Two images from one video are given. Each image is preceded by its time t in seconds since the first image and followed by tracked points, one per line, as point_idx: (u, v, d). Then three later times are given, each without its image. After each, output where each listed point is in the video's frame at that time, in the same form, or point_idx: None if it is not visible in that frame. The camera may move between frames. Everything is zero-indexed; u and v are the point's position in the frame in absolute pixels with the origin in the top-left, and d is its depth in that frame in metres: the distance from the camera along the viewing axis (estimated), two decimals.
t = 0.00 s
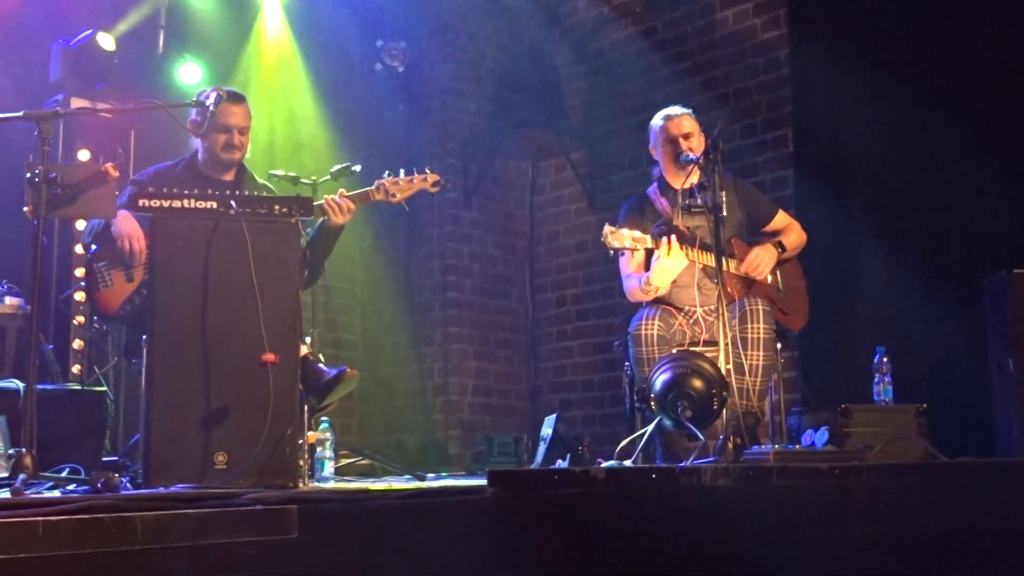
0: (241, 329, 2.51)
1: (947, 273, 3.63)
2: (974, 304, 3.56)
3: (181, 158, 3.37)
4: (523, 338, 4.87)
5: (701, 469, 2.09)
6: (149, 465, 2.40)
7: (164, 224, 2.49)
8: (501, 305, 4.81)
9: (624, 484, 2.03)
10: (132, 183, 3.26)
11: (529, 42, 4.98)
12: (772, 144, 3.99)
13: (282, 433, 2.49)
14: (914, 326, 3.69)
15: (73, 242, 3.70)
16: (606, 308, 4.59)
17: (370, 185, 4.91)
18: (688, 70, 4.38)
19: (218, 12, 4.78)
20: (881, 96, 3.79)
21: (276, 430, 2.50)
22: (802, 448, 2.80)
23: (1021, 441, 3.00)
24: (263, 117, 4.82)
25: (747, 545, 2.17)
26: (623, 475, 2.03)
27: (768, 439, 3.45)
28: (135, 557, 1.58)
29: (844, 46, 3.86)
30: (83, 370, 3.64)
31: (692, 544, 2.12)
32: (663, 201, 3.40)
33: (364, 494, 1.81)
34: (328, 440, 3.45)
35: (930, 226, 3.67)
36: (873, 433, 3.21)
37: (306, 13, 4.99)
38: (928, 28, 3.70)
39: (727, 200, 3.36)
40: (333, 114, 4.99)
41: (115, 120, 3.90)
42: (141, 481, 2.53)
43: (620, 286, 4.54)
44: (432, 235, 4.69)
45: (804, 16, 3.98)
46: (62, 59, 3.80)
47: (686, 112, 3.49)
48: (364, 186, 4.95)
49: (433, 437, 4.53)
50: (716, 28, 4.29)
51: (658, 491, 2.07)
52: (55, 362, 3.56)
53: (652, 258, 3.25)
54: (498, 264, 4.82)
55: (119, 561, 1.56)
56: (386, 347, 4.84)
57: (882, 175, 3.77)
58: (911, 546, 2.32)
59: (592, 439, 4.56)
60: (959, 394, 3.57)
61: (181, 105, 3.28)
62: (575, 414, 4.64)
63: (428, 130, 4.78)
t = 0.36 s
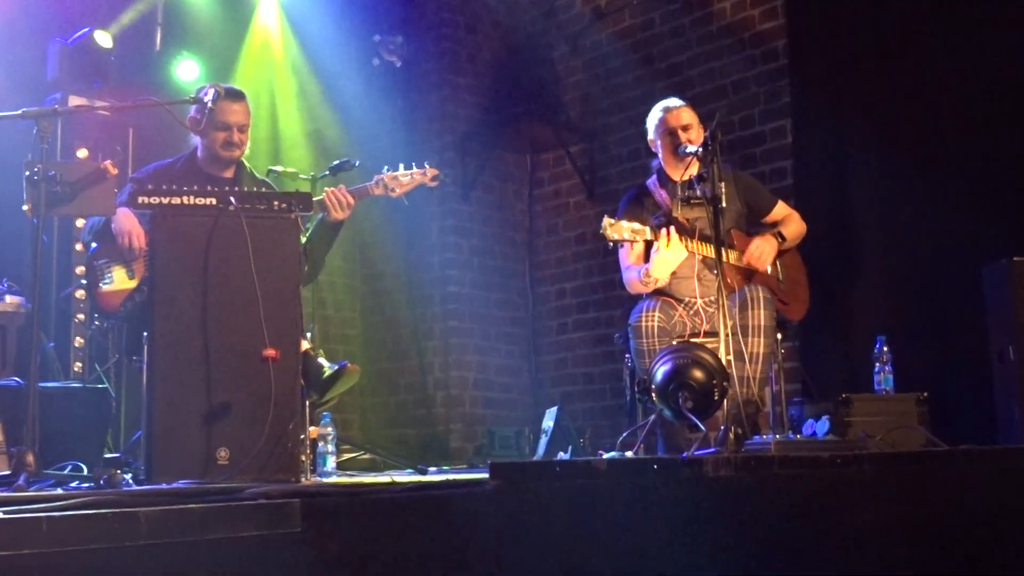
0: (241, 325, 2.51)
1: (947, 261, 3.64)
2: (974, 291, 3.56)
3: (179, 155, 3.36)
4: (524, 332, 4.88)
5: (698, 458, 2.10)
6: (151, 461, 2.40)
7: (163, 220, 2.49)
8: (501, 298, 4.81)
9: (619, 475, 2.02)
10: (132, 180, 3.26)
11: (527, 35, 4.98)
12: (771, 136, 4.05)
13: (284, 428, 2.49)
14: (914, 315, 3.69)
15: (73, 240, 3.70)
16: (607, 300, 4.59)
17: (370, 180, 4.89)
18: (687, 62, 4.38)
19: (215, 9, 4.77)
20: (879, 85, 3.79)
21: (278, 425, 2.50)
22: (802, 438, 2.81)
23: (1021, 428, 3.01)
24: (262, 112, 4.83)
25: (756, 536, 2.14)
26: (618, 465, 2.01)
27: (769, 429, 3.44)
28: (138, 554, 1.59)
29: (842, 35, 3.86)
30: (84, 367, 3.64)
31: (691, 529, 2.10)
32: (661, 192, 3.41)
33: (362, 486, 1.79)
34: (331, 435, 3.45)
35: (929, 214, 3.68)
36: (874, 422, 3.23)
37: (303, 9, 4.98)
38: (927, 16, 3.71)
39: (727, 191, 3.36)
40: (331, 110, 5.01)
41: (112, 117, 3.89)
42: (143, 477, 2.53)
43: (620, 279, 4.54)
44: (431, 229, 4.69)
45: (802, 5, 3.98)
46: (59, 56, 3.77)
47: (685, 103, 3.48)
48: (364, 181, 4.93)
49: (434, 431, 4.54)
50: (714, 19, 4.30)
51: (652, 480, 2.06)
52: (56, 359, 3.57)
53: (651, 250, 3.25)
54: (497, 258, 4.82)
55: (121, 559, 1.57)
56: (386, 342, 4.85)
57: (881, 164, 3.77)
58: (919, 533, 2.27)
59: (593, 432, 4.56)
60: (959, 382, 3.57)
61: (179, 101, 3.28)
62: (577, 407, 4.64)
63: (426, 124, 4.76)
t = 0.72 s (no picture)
0: (235, 319, 2.51)
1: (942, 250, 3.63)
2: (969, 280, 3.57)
3: (172, 149, 3.35)
4: (520, 324, 4.87)
5: (696, 448, 1.92)
6: (147, 455, 2.39)
7: (156, 214, 2.49)
8: (496, 291, 4.80)
9: (623, 466, 1.83)
10: (125, 173, 3.25)
11: (520, 28, 4.98)
12: (766, 126, 4.01)
13: (280, 420, 2.51)
14: (909, 305, 3.69)
15: (67, 234, 3.70)
16: (602, 292, 4.59)
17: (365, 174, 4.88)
18: (680, 53, 4.38)
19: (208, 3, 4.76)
20: (873, 74, 3.78)
21: (274, 417, 2.51)
22: (798, 429, 2.83)
23: (1017, 417, 3.01)
24: (255, 108, 4.82)
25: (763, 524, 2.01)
26: (619, 457, 1.82)
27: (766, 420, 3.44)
28: (130, 548, 1.48)
29: (835, 25, 3.86)
30: (80, 362, 3.64)
31: (699, 517, 1.93)
32: (656, 183, 3.41)
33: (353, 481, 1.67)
34: (327, 428, 3.45)
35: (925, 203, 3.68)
36: (871, 412, 3.24)
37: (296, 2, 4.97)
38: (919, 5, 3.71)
39: (721, 183, 3.37)
40: (325, 104, 4.99)
41: (105, 112, 3.87)
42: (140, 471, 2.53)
43: (615, 271, 4.54)
44: (426, 222, 4.69)
45: None
46: (52, 52, 3.78)
47: (680, 94, 3.49)
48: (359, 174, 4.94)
49: (431, 424, 4.54)
50: (707, 10, 4.30)
51: (656, 474, 1.88)
52: (51, 354, 3.56)
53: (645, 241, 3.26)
54: (493, 251, 4.82)
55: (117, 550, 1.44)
56: (382, 335, 4.84)
57: (876, 152, 3.77)
58: (925, 524, 2.18)
59: (589, 424, 4.57)
60: (955, 370, 3.57)
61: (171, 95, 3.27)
62: (573, 399, 4.65)
63: (420, 118, 4.77)
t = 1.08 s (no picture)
0: (229, 309, 2.50)
1: (936, 240, 3.64)
2: (963, 271, 3.58)
3: (166, 139, 3.34)
4: (514, 314, 4.87)
5: (691, 438, 1.94)
6: (142, 445, 2.41)
7: (150, 203, 2.48)
8: (491, 281, 4.80)
9: (618, 457, 1.85)
10: (119, 163, 3.24)
11: (515, 18, 4.97)
12: (760, 117, 4.05)
13: (274, 411, 2.50)
14: (903, 295, 3.69)
15: (61, 224, 3.69)
16: (597, 283, 4.59)
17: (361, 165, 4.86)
18: (675, 43, 4.38)
19: None
20: (867, 63, 3.78)
21: (268, 409, 2.50)
22: (791, 419, 2.85)
23: (1010, 407, 3.02)
24: (249, 99, 4.81)
25: (761, 521, 1.99)
26: (614, 448, 1.85)
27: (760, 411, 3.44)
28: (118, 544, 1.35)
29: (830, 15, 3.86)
30: (73, 353, 3.63)
31: (695, 509, 1.92)
32: (650, 173, 3.41)
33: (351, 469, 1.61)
34: (321, 418, 3.44)
35: (920, 193, 3.68)
36: (865, 402, 3.26)
37: None
38: None
39: (716, 173, 3.35)
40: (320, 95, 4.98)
41: (100, 102, 3.86)
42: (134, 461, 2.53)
43: (610, 261, 4.54)
44: (421, 212, 4.68)
45: None
46: (44, 40, 3.75)
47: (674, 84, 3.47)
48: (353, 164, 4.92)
49: (426, 414, 4.55)
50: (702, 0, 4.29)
51: (650, 464, 1.89)
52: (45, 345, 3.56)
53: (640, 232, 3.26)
54: (487, 241, 4.81)
55: (115, 545, 1.34)
56: (377, 326, 4.84)
57: (871, 142, 3.77)
58: (926, 515, 2.18)
59: (584, 414, 4.57)
60: (949, 360, 3.58)
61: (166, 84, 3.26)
62: (567, 389, 4.66)
63: (414, 107, 4.75)
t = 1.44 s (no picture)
0: (223, 300, 2.50)
1: (928, 232, 3.64)
2: (955, 263, 3.58)
3: (160, 128, 3.33)
4: (508, 305, 4.87)
5: (684, 429, 1.99)
6: (136, 434, 2.41)
7: (143, 193, 2.48)
8: (485, 272, 4.80)
9: (611, 446, 1.90)
10: (113, 152, 3.23)
11: (509, 8, 4.96)
12: (754, 108, 4.06)
13: (267, 401, 2.49)
14: (896, 287, 3.70)
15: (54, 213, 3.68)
16: (591, 274, 4.59)
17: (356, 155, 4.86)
18: (670, 34, 4.37)
19: None
20: (862, 55, 3.78)
21: (261, 400, 2.49)
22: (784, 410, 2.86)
23: (1002, 399, 3.03)
24: (243, 88, 4.80)
25: (758, 514, 2.00)
26: (608, 438, 1.89)
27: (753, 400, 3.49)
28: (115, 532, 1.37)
29: (825, 6, 3.85)
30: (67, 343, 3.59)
31: (687, 501, 1.96)
32: (644, 165, 3.40)
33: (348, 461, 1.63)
34: (315, 408, 3.44)
35: (913, 185, 3.68)
36: (857, 393, 3.27)
37: None
38: None
39: (709, 164, 3.34)
40: (314, 84, 4.97)
41: (94, 91, 3.86)
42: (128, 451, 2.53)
43: (603, 252, 4.55)
44: (415, 203, 4.67)
45: None
46: (37, 28, 3.75)
47: (668, 75, 3.46)
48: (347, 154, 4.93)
49: (419, 405, 4.55)
50: None
51: (642, 455, 1.94)
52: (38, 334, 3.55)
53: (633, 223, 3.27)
54: (482, 232, 4.81)
55: (102, 536, 1.37)
56: (370, 316, 4.84)
57: (865, 134, 3.77)
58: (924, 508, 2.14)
59: (577, 405, 4.58)
60: (941, 351, 3.59)
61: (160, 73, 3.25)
62: (561, 380, 4.66)
63: (408, 97, 4.74)
